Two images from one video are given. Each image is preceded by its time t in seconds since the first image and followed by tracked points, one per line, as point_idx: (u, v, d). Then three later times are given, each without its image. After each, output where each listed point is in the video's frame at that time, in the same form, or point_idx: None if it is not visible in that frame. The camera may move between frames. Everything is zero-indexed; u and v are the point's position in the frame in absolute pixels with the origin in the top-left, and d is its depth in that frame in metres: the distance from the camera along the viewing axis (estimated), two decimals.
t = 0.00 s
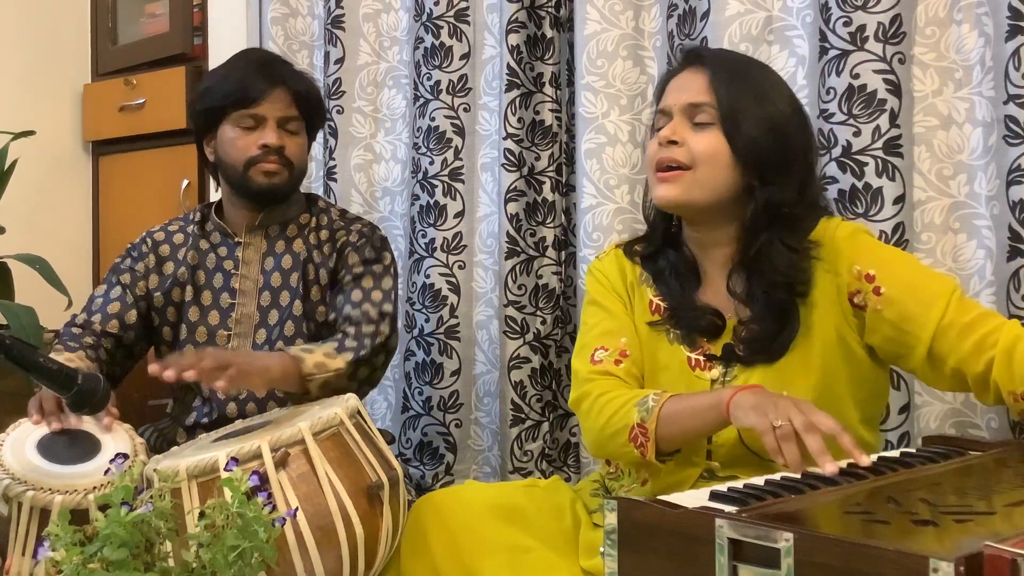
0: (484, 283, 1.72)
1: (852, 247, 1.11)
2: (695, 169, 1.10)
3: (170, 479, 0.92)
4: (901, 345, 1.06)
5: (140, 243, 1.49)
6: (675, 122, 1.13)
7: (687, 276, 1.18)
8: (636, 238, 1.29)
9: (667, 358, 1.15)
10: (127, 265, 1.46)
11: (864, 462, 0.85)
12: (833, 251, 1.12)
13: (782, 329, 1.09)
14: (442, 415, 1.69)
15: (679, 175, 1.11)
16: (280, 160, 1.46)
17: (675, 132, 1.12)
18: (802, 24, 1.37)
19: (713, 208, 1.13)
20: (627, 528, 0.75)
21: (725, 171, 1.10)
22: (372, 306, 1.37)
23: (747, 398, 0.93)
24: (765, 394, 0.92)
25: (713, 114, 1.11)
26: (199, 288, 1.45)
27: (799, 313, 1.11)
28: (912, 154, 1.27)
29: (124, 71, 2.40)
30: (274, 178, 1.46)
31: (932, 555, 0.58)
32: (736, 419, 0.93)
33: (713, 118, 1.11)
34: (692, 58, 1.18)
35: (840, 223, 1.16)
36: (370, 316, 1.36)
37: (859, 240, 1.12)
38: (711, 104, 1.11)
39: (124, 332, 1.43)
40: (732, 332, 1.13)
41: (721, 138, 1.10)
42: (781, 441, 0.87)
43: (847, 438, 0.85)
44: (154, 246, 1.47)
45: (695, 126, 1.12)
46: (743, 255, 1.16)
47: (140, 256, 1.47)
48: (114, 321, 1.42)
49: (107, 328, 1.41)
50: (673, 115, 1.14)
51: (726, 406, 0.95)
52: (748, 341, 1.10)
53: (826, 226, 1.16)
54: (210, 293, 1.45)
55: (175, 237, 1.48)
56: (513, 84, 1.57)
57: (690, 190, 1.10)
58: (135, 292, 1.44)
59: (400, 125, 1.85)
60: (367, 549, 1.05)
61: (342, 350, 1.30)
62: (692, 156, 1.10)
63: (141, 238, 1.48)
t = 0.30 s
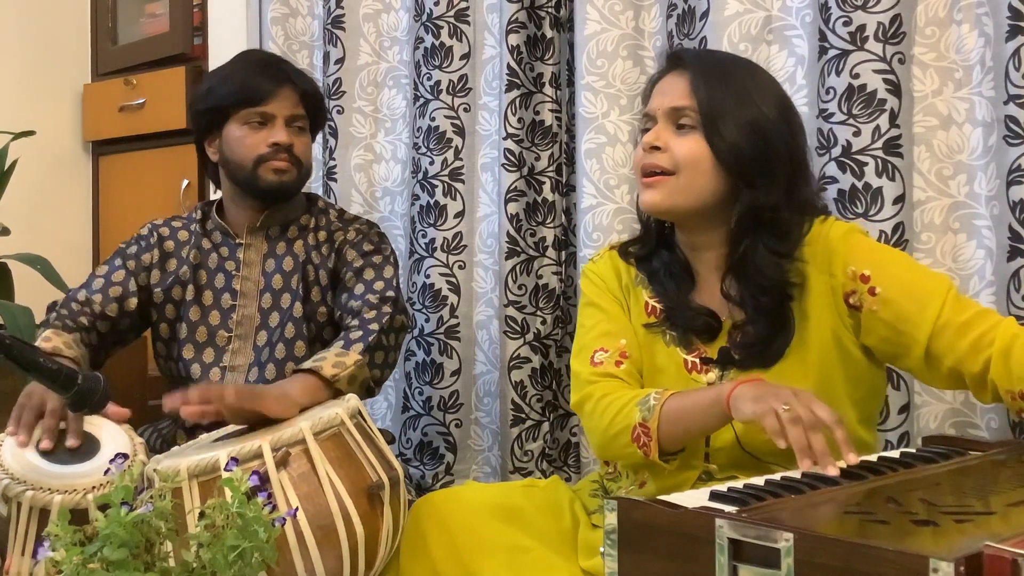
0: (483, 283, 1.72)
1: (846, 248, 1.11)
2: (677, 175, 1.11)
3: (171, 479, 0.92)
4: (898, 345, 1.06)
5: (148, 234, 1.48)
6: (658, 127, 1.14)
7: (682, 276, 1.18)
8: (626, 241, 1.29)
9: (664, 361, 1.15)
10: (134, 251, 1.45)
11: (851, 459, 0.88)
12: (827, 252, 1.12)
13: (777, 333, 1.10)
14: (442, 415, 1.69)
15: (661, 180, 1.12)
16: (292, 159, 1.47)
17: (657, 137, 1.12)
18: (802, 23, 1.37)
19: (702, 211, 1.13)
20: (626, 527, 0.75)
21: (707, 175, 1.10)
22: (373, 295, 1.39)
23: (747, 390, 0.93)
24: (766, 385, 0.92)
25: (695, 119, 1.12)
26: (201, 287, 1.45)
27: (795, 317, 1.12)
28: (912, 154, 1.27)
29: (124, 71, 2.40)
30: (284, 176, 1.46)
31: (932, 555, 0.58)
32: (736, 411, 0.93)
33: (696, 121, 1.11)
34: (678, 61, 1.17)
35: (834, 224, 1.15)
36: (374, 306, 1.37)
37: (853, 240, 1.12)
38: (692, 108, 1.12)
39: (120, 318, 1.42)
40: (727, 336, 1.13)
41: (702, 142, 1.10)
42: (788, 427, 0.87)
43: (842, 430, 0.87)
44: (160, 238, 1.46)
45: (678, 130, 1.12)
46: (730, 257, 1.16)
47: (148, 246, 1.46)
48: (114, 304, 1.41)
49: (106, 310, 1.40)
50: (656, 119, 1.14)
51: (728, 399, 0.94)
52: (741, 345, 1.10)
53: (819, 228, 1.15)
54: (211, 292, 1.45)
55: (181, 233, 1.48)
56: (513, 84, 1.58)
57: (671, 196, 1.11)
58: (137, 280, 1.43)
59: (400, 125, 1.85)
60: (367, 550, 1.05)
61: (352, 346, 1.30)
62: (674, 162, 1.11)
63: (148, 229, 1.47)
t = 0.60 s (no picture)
0: (483, 283, 1.72)
1: (846, 247, 1.11)
2: (680, 174, 1.11)
3: (171, 479, 0.92)
4: (897, 345, 1.06)
5: (146, 238, 1.47)
6: (660, 127, 1.14)
7: (684, 275, 1.18)
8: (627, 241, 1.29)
9: (666, 360, 1.15)
10: (133, 259, 1.43)
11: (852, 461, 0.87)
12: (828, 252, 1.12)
13: (776, 333, 1.10)
14: (442, 415, 1.70)
15: (664, 179, 1.12)
16: (286, 160, 1.46)
17: (659, 137, 1.12)
18: (802, 23, 1.37)
19: (704, 210, 1.13)
20: (627, 527, 0.75)
21: (710, 175, 1.11)
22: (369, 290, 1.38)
23: (758, 393, 0.93)
24: (776, 389, 0.93)
25: (696, 118, 1.12)
26: (204, 288, 1.45)
27: (794, 318, 1.12)
28: (911, 154, 1.27)
29: (124, 71, 2.40)
30: (278, 177, 1.45)
31: (932, 555, 0.58)
32: (746, 413, 0.93)
33: (697, 121, 1.11)
34: (679, 59, 1.17)
35: (835, 224, 1.15)
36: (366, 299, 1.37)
37: (853, 240, 1.11)
38: (693, 107, 1.12)
39: (124, 328, 1.42)
40: (728, 334, 1.14)
41: (705, 142, 1.10)
42: (795, 425, 0.87)
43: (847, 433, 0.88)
44: (161, 241, 1.46)
45: (679, 130, 1.12)
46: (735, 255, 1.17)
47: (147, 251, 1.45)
48: (116, 315, 1.40)
49: (109, 323, 1.39)
50: (658, 119, 1.14)
51: (736, 405, 0.95)
52: (742, 342, 1.11)
53: (821, 227, 1.15)
54: (215, 292, 1.45)
55: (182, 233, 1.47)
56: (513, 84, 1.58)
57: (675, 194, 1.11)
58: (139, 288, 1.42)
59: (400, 125, 1.85)
60: (367, 549, 1.05)
61: (344, 341, 1.30)
62: (677, 161, 1.11)
63: (147, 234, 1.46)
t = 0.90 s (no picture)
0: (483, 283, 1.71)
1: (851, 247, 1.11)
2: (689, 171, 1.11)
3: (171, 479, 0.93)
4: (900, 345, 1.06)
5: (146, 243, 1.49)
6: (669, 124, 1.14)
7: (688, 275, 1.18)
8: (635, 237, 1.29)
9: (669, 357, 1.15)
10: (134, 264, 1.46)
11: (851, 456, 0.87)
12: (832, 251, 1.12)
13: (780, 330, 1.10)
14: (442, 415, 1.70)
15: (673, 176, 1.12)
16: (246, 164, 1.45)
17: (668, 134, 1.12)
18: (802, 23, 1.37)
19: (711, 208, 1.13)
20: (626, 527, 0.75)
21: (718, 172, 1.11)
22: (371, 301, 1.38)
23: (753, 399, 0.94)
24: (771, 395, 0.94)
25: (706, 116, 1.12)
26: (203, 289, 1.46)
27: (797, 316, 1.11)
28: (911, 153, 1.27)
29: (124, 72, 2.40)
30: (236, 182, 1.44)
31: (932, 555, 0.58)
32: (742, 419, 0.94)
33: (706, 118, 1.12)
34: (691, 57, 1.18)
35: (839, 224, 1.15)
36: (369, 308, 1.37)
37: (858, 239, 1.11)
38: (703, 105, 1.12)
39: (128, 332, 1.43)
40: (732, 331, 1.14)
41: (714, 139, 1.11)
42: (795, 431, 0.88)
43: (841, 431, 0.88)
44: (160, 245, 1.47)
45: (688, 127, 1.12)
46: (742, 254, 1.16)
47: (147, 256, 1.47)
48: (120, 320, 1.42)
49: (114, 327, 1.41)
50: (667, 117, 1.14)
51: (732, 408, 0.95)
52: (746, 341, 1.10)
53: (825, 226, 1.15)
54: (214, 294, 1.45)
55: (181, 237, 1.49)
56: (513, 84, 1.58)
57: (683, 191, 1.11)
58: (141, 291, 1.44)
59: (400, 125, 1.85)
60: (367, 550, 1.05)
61: (344, 344, 1.30)
62: (685, 158, 1.11)
63: (146, 238, 1.48)
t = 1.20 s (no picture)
0: (484, 283, 1.71)
1: (855, 247, 1.11)
2: (707, 167, 1.10)
3: (171, 479, 0.93)
4: (902, 347, 1.06)
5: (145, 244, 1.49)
6: (682, 122, 1.13)
7: (691, 276, 1.18)
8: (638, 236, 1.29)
9: (669, 355, 1.15)
10: (133, 265, 1.46)
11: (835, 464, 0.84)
12: (835, 252, 1.12)
13: (781, 328, 1.10)
14: (442, 415, 1.70)
15: (690, 173, 1.11)
16: (232, 159, 1.45)
17: (682, 131, 1.12)
18: (802, 23, 1.37)
19: (726, 204, 1.13)
20: (626, 527, 0.75)
21: (735, 169, 1.11)
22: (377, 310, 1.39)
23: (744, 404, 0.94)
24: (763, 399, 0.93)
25: (719, 113, 1.12)
26: (203, 290, 1.46)
27: (799, 315, 1.11)
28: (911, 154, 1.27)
29: (124, 72, 2.40)
30: (222, 177, 1.44)
31: (932, 555, 0.58)
32: (733, 424, 0.94)
33: (721, 116, 1.12)
34: (701, 56, 1.18)
35: (843, 224, 1.15)
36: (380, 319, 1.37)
37: (862, 240, 1.11)
38: (717, 103, 1.12)
39: (130, 334, 1.43)
40: (734, 331, 1.14)
41: (730, 136, 1.11)
42: (790, 420, 0.87)
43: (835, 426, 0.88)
44: (160, 245, 1.47)
45: (702, 125, 1.12)
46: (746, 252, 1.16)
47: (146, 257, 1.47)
48: (122, 323, 1.42)
49: (115, 331, 1.41)
50: (679, 115, 1.14)
51: (723, 412, 0.95)
52: (749, 334, 1.11)
53: (829, 227, 1.15)
54: (213, 294, 1.45)
55: (181, 237, 1.49)
56: (513, 84, 1.58)
57: (703, 188, 1.10)
58: (141, 293, 1.44)
59: (400, 125, 1.85)
60: (367, 549, 1.05)
61: (352, 351, 1.30)
62: (702, 155, 1.10)
63: (145, 240, 1.48)
